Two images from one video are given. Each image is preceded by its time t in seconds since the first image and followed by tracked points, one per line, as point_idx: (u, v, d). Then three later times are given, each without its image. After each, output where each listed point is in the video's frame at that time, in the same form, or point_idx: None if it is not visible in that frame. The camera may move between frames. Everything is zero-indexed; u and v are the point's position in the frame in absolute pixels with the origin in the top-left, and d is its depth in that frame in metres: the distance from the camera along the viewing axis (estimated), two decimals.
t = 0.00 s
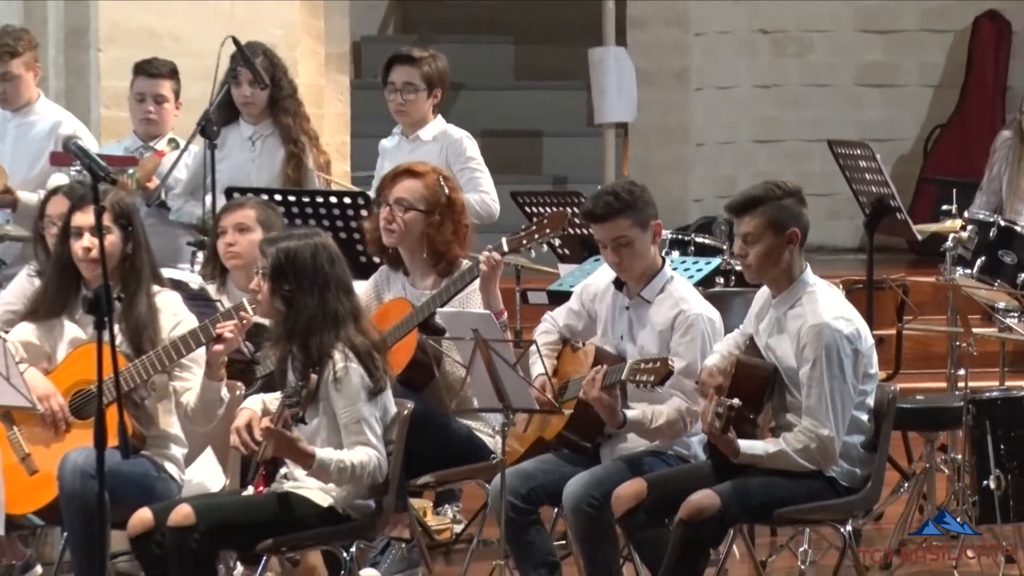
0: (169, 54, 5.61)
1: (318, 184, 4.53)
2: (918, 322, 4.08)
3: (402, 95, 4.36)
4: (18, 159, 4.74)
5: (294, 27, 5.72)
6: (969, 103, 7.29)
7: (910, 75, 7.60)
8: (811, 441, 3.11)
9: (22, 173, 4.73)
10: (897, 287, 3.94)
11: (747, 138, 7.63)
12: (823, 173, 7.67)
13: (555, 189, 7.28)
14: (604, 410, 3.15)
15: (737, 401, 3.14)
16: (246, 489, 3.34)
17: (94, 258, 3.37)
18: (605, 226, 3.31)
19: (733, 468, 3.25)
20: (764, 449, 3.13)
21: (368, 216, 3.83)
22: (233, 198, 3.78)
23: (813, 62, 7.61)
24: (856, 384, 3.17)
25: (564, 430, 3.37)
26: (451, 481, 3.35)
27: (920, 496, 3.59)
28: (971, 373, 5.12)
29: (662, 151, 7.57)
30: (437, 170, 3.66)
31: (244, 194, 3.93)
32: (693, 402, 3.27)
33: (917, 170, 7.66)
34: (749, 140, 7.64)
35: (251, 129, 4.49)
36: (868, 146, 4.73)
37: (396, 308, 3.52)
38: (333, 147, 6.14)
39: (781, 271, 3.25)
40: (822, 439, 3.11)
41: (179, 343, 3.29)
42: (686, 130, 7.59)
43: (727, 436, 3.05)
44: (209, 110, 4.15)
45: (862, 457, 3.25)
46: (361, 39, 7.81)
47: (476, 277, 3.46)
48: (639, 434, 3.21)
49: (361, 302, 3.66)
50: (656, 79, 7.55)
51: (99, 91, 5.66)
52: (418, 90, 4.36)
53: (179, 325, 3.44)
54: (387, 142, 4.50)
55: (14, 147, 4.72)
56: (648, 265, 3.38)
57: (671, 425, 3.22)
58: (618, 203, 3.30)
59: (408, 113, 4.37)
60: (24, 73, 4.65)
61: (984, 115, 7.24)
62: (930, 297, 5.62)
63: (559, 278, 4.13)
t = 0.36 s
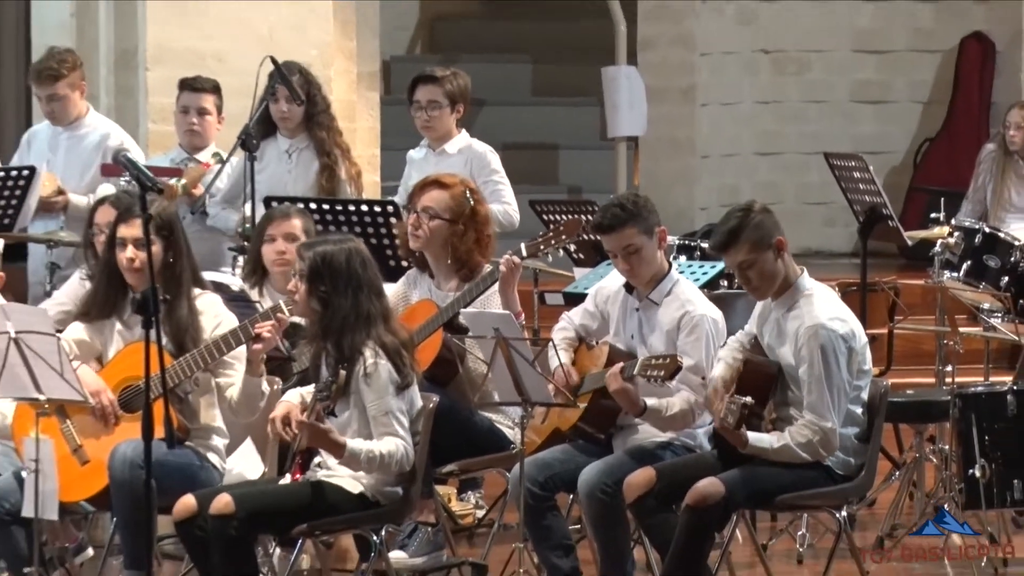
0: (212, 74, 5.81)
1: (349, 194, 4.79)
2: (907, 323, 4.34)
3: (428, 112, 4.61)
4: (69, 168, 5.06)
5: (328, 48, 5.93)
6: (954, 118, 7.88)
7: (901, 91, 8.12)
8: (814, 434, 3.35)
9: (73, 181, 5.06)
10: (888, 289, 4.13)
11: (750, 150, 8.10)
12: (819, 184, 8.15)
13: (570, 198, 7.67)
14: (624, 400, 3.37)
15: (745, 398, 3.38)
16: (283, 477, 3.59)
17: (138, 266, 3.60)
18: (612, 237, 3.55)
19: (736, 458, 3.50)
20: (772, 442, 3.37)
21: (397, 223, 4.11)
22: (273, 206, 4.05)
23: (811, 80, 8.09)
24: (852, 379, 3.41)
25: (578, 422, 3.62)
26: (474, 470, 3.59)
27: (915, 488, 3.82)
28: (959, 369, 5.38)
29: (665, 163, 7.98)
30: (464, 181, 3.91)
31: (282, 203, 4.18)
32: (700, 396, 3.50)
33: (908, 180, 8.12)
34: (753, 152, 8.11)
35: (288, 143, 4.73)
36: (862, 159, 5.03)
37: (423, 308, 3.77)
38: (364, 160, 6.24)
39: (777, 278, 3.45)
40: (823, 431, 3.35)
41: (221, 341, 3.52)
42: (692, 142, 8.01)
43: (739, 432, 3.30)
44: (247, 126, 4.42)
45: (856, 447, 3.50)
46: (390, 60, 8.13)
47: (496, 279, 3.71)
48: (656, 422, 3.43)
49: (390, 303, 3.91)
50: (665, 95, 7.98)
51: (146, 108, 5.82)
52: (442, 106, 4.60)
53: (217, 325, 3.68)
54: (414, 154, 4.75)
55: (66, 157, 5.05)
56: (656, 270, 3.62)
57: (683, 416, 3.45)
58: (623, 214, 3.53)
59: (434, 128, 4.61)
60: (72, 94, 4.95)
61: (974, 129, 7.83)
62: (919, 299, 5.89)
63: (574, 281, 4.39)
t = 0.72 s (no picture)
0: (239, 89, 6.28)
1: (371, 202, 5.01)
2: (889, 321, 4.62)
3: (442, 126, 4.86)
4: (113, 173, 5.35)
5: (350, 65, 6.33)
6: (934, 134, 7.98)
7: (886, 106, 8.27)
8: (804, 427, 3.60)
9: (116, 186, 5.34)
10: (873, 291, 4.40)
11: (743, 161, 8.22)
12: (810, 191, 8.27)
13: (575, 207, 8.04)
14: (626, 394, 3.63)
15: (746, 391, 3.63)
16: (308, 466, 3.85)
17: (173, 270, 3.86)
18: (611, 244, 3.81)
19: (732, 448, 3.74)
20: (767, 435, 3.62)
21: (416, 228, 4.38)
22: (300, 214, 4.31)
23: (803, 96, 8.24)
24: (838, 375, 3.67)
25: (584, 415, 3.89)
26: (487, 458, 3.87)
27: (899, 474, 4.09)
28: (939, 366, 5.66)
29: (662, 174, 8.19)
30: (482, 190, 4.15)
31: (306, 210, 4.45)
32: (696, 390, 3.75)
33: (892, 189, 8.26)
34: (745, 163, 8.23)
35: (313, 154, 4.96)
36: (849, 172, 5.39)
37: (440, 309, 4.03)
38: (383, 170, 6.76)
39: (766, 283, 3.70)
40: (813, 424, 3.60)
41: (250, 338, 3.77)
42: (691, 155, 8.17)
43: (737, 425, 3.55)
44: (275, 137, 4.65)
45: (844, 438, 3.74)
46: (408, 76, 8.45)
47: (506, 282, 3.96)
48: (656, 414, 3.69)
49: (409, 303, 4.18)
50: (662, 111, 8.14)
51: (182, 121, 6.35)
52: (456, 121, 4.85)
53: (247, 321, 3.95)
54: (429, 165, 5.00)
55: (110, 166, 5.34)
56: (654, 274, 3.88)
57: (679, 408, 3.71)
58: (622, 222, 3.78)
59: (448, 142, 4.86)
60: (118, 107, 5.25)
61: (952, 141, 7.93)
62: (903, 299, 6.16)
63: (581, 283, 4.65)
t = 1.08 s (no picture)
0: (271, 103, 6.67)
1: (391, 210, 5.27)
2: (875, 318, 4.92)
3: (456, 138, 5.12)
4: (165, 181, 5.76)
5: (372, 83, 6.69)
6: (919, 142, 8.43)
7: (871, 120, 8.66)
8: (795, 418, 3.87)
9: (167, 194, 5.75)
10: (860, 291, 4.66)
11: (739, 171, 8.57)
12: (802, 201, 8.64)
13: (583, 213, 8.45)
14: (631, 387, 3.90)
15: (737, 391, 3.88)
16: (333, 456, 4.12)
17: (206, 273, 4.11)
18: (614, 248, 4.08)
19: (729, 438, 4.00)
20: (761, 427, 3.88)
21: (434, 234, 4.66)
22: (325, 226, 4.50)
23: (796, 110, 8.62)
24: (828, 370, 3.93)
25: (590, 408, 4.15)
26: (500, 448, 4.13)
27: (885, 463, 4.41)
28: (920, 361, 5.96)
29: (663, 184, 8.41)
30: (497, 199, 4.41)
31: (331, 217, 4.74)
32: (696, 384, 4.01)
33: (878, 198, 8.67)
34: (741, 173, 8.58)
35: (338, 163, 5.24)
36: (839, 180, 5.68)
37: (456, 309, 4.31)
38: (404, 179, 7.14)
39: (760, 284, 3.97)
40: (804, 416, 3.87)
41: (280, 335, 4.04)
42: (690, 164, 8.42)
43: (731, 419, 3.82)
44: (302, 146, 4.88)
45: (834, 429, 4.00)
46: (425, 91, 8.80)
47: (518, 285, 4.24)
48: (657, 407, 3.96)
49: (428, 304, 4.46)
50: (666, 124, 8.42)
51: (218, 133, 6.83)
52: (469, 134, 5.10)
53: (275, 321, 4.22)
54: (444, 174, 5.27)
55: (163, 173, 5.75)
56: (657, 276, 4.15)
57: (680, 401, 3.97)
58: (625, 228, 4.05)
59: (463, 153, 5.12)
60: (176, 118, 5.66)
61: (935, 146, 8.39)
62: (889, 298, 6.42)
63: (587, 285, 4.91)
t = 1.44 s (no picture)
0: (307, 116, 7.02)
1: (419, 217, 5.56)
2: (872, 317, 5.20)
3: (480, 149, 5.40)
4: (208, 189, 6.08)
5: (400, 97, 7.07)
6: (913, 152, 8.89)
7: (868, 131, 9.14)
8: (797, 412, 4.14)
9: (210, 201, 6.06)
10: (858, 292, 4.93)
11: (746, 180, 9.08)
12: (803, 207, 9.13)
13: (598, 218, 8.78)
14: (642, 381, 4.16)
15: (742, 389, 4.16)
16: (363, 446, 4.41)
17: (240, 270, 4.40)
18: (628, 251, 4.35)
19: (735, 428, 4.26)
20: (765, 421, 4.15)
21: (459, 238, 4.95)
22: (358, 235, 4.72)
23: (795, 124, 9.12)
24: (827, 366, 4.20)
25: (606, 402, 4.43)
26: (520, 439, 4.41)
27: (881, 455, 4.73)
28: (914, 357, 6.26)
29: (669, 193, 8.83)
30: (518, 205, 4.66)
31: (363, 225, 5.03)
32: (704, 378, 4.30)
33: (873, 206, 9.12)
34: (749, 182, 9.09)
35: (369, 172, 5.51)
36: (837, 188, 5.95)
37: (479, 309, 4.60)
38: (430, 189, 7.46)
39: (764, 285, 4.22)
40: (805, 409, 4.14)
41: (315, 334, 4.32)
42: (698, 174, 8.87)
43: (738, 416, 4.11)
44: (335, 157, 5.14)
45: (833, 421, 4.26)
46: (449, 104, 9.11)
47: (537, 286, 4.52)
48: (668, 401, 4.23)
49: (453, 304, 4.74)
50: (674, 136, 8.84)
51: (256, 146, 7.08)
52: (492, 145, 5.39)
53: (312, 319, 4.52)
54: (468, 184, 5.55)
55: (207, 180, 6.07)
56: (667, 278, 4.43)
57: (689, 395, 4.24)
58: (638, 231, 4.31)
59: (486, 162, 5.40)
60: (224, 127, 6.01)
61: (927, 156, 8.86)
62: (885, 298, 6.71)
63: (602, 286, 5.19)
